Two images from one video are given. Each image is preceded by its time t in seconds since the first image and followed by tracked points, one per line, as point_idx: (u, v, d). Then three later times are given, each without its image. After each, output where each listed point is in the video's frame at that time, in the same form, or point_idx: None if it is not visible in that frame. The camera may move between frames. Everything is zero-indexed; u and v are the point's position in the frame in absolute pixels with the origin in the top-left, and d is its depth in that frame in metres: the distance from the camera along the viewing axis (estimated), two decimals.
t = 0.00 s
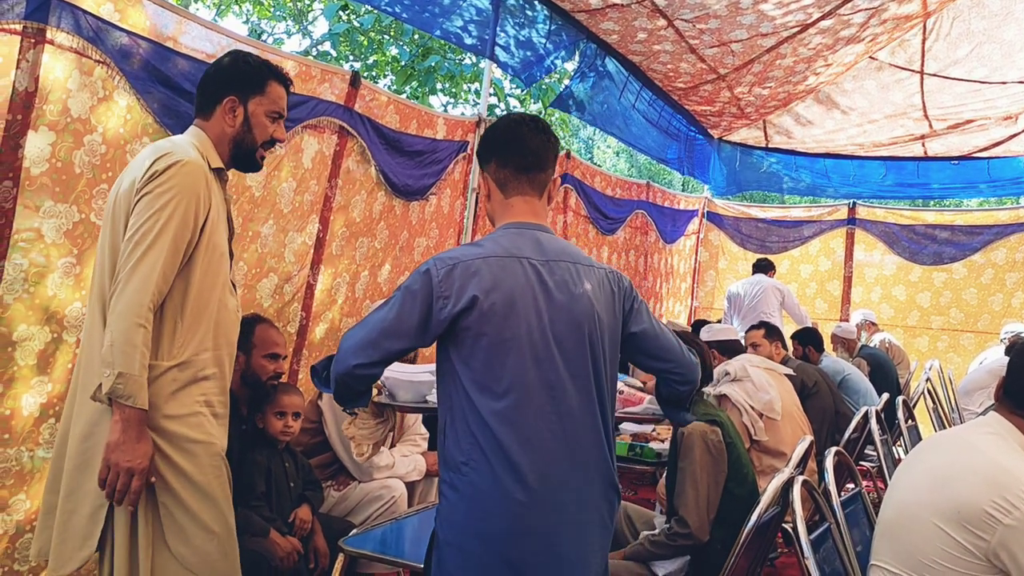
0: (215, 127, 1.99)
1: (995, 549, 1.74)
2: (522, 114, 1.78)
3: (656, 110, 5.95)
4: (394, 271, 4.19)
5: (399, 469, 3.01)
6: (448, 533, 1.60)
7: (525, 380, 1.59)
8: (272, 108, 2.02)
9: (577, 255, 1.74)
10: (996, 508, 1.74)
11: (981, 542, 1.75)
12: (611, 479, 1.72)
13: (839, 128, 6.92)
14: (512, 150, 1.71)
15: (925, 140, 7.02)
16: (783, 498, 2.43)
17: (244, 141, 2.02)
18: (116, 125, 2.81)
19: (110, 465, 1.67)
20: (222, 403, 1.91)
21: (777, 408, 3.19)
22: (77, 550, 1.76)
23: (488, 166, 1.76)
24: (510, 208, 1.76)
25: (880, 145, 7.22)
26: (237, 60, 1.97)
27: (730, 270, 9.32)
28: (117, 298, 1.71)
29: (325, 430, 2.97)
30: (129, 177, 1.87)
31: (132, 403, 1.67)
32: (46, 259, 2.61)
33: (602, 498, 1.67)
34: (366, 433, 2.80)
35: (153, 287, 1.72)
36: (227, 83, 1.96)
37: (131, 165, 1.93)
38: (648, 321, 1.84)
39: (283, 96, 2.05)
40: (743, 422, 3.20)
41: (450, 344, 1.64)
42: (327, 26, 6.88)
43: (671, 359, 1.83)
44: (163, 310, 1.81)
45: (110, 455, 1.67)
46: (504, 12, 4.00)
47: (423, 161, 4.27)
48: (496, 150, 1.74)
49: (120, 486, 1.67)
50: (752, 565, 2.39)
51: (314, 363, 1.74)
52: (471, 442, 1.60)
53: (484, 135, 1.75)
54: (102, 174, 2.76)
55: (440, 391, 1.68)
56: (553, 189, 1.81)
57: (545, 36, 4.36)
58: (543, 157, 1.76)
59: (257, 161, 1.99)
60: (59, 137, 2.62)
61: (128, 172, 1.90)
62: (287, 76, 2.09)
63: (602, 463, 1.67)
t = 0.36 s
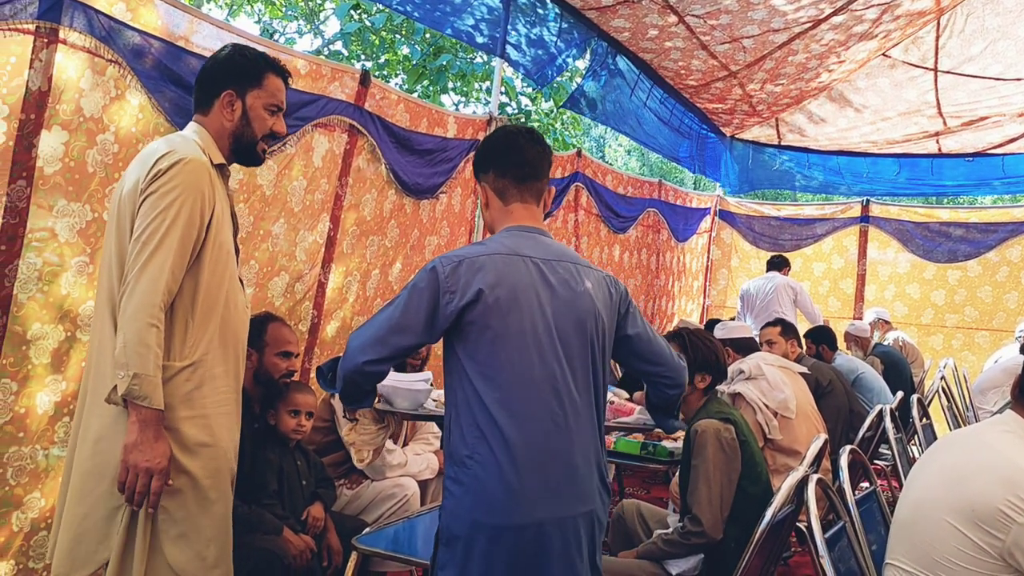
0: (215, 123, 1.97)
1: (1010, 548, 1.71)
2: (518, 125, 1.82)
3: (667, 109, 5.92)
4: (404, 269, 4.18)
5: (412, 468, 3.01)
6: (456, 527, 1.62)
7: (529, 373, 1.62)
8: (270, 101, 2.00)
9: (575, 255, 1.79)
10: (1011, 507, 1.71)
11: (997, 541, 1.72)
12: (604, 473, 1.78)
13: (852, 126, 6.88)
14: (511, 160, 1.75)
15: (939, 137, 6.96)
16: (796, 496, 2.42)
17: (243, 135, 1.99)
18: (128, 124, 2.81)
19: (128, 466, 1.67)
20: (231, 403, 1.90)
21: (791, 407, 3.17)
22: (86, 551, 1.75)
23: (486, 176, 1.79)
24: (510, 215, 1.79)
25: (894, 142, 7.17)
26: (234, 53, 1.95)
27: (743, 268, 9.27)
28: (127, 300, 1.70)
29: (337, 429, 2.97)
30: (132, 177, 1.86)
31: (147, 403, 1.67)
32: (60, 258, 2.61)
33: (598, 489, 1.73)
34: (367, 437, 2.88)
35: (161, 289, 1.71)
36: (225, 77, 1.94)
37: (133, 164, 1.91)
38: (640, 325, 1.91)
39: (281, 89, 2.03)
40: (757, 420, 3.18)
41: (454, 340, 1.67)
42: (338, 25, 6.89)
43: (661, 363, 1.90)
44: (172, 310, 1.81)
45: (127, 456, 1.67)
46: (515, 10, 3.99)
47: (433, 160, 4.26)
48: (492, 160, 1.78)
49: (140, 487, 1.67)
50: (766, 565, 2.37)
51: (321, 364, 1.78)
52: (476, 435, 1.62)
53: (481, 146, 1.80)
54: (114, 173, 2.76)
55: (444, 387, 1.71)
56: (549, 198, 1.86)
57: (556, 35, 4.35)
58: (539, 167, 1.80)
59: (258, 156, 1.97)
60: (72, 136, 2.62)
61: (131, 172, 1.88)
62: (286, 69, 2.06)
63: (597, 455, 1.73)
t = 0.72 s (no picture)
0: (215, 120, 1.90)
1: None
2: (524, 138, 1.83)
3: (683, 108, 5.88)
4: (419, 269, 4.17)
5: (429, 469, 3.01)
6: (472, 520, 1.59)
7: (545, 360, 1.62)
8: (270, 94, 1.92)
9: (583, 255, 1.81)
10: None
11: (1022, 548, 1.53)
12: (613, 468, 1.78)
13: (870, 125, 6.81)
14: (519, 170, 1.76)
15: (958, 136, 6.87)
16: (818, 497, 2.37)
17: (244, 131, 1.92)
18: (144, 125, 2.81)
19: (164, 475, 1.64)
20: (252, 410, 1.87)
21: (812, 408, 3.12)
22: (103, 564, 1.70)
23: (494, 186, 1.80)
24: (520, 223, 1.78)
25: (913, 141, 7.09)
26: (231, 47, 1.87)
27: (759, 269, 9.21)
28: (146, 307, 1.65)
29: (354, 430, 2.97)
30: (138, 179, 1.81)
31: (177, 410, 1.62)
32: (78, 259, 2.61)
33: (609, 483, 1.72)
34: (376, 453, 2.88)
35: (180, 293, 1.67)
36: (222, 71, 1.87)
37: (136, 167, 1.85)
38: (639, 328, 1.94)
39: (281, 81, 1.95)
40: (776, 421, 3.14)
41: (470, 333, 1.67)
42: (354, 27, 6.90)
43: (661, 366, 1.93)
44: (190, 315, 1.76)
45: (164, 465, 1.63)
46: (530, 10, 3.97)
47: (447, 160, 4.24)
48: (500, 171, 1.78)
49: (176, 494, 1.64)
50: (786, 568, 2.34)
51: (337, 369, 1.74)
52: (493, 426, 1.61)
53: (487, 158, 1.81)
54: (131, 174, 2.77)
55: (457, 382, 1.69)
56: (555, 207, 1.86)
57: (572, 34, 4.33)
58: (545, 176, 1.81)
59: (262, 153, 1.90)
60: (88, 138, 2.63)
61: (136, 174, 1.83)
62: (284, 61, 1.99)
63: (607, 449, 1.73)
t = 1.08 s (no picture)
0: (213, 120, 1.84)
1: None
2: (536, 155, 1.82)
3: (697, 111, 5.84)
4: (432, 273, 4.15)
5: (443, 474, 3.01)
6: (494, 520, 1.56)
7: (566, 362, 1.61)
8: (267, 88, 1.85)
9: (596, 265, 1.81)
10: None
11: None
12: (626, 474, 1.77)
13: (886, 127, 6.75)
14: (530, 188, 1.75)
15: (976, 137, 6.80)
16: (836, 504, 2.32)
17: (243, 128, 1.85)
18: (158, 130, 2.81)
19: (196, 484, 1.59)
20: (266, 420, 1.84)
21: (830, 412, 3.09)
22: None
23: (506, 203, 1.79)
24: (533, 237, 1.78)
25: (930, 142, 7.02)
26: (224, 44, 1.81)
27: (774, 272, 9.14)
28: (158, 317, 1.60)
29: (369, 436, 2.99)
30: (139, 185, 1.75)
31: (202, 418, 1.59)
32: (92, 265, 2.61)
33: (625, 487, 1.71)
34: (391, 478, 2.88)
35: (192, 300, 1.62)
36: (216, 69, 1.81)
37: (135, 174, 1.79)
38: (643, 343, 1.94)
39: (278, 75, 1.88)
40: (794, 426, 3.10)
41: (489, 336, 1.65)
42: (367, 31, 6.91)
43: (661, 383, 1.93)
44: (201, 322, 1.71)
45: (194, 474, 1.59)
46: (544, 13, 3.96)
47: (460, 164, 4.23)
48: (512, 188, 1.77)
49: (213, 502, 1.60)
50: None
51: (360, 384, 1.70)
52: (514, 426, 1.59)
53: (499, 176, 1.80)
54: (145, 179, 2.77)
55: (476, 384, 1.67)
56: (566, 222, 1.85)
57: (586, 38, 4.31)
58: (557, 193, 1.80)
59: (264, 149, 1.83)
60: (102, 143, 2.62)
61: (135, 182, 1.77)
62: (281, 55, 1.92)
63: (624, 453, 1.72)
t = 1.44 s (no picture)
0: (208, 123, 1.82)
1: None
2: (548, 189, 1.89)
3: (711, 115, 5.81)
4: (445, 280, 4.13)
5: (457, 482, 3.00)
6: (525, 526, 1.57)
7: (587, 369, 1.64)
8: (256, 83, 1.81)
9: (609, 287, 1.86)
10: None
11: None
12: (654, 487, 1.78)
13: (902, 131, 6.69)
14: (540, 218, 1.81)
15: (994, 141, 6.72)
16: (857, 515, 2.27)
17: (237, 128, 1.82)
18: (171, 138, 2.82)
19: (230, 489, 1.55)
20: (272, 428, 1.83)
21: (850, 421, 3.04)
22: None
23: (519, 233, 1.83)
24: (544, 265, 1.82)
25: (948, 146, 6.95)
26: (210, 47, 1.80)
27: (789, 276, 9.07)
28: (164, 327, 1.58)
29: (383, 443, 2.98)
30: (138, 196, 1.73)
31: (224, 423, 1.56)
32: (107, 273, 2.61)
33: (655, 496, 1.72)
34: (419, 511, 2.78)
35: (196, 307, 1.59)
36: (204, 73, 1.80)
37: (132, 185, 1.76)
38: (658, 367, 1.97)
39: (268, 67, 1.84)
40: (813, 435, 3.05)
41: (509, 352, 1.69)
42: (381, 37, 6.93)
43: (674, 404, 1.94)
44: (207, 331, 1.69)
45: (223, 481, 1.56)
46: (557, 18, 3.95)
47: (473, 170, 4.21)
48: (524, 220, 1.82)
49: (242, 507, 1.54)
50: None
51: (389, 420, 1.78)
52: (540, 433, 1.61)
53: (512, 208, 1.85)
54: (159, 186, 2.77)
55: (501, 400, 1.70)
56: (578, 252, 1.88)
57: (599, 43, 4.29)
58: (568, 224, 1.85)
59: (260, 147, 1.80)
60: (116, 151, 2.62)
61: (133, 193, 1.75)
62: (273, 49, 1.88)
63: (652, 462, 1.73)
